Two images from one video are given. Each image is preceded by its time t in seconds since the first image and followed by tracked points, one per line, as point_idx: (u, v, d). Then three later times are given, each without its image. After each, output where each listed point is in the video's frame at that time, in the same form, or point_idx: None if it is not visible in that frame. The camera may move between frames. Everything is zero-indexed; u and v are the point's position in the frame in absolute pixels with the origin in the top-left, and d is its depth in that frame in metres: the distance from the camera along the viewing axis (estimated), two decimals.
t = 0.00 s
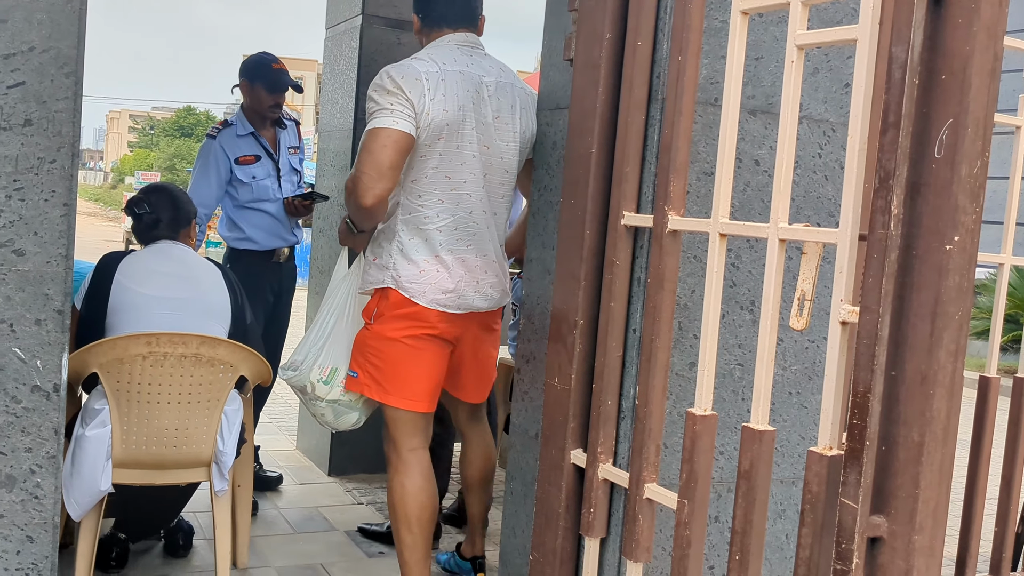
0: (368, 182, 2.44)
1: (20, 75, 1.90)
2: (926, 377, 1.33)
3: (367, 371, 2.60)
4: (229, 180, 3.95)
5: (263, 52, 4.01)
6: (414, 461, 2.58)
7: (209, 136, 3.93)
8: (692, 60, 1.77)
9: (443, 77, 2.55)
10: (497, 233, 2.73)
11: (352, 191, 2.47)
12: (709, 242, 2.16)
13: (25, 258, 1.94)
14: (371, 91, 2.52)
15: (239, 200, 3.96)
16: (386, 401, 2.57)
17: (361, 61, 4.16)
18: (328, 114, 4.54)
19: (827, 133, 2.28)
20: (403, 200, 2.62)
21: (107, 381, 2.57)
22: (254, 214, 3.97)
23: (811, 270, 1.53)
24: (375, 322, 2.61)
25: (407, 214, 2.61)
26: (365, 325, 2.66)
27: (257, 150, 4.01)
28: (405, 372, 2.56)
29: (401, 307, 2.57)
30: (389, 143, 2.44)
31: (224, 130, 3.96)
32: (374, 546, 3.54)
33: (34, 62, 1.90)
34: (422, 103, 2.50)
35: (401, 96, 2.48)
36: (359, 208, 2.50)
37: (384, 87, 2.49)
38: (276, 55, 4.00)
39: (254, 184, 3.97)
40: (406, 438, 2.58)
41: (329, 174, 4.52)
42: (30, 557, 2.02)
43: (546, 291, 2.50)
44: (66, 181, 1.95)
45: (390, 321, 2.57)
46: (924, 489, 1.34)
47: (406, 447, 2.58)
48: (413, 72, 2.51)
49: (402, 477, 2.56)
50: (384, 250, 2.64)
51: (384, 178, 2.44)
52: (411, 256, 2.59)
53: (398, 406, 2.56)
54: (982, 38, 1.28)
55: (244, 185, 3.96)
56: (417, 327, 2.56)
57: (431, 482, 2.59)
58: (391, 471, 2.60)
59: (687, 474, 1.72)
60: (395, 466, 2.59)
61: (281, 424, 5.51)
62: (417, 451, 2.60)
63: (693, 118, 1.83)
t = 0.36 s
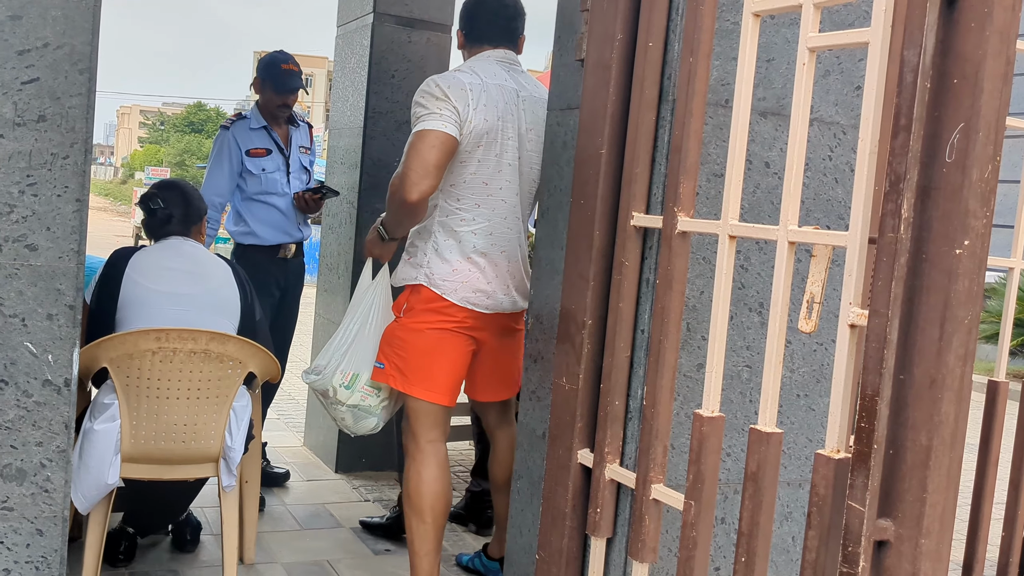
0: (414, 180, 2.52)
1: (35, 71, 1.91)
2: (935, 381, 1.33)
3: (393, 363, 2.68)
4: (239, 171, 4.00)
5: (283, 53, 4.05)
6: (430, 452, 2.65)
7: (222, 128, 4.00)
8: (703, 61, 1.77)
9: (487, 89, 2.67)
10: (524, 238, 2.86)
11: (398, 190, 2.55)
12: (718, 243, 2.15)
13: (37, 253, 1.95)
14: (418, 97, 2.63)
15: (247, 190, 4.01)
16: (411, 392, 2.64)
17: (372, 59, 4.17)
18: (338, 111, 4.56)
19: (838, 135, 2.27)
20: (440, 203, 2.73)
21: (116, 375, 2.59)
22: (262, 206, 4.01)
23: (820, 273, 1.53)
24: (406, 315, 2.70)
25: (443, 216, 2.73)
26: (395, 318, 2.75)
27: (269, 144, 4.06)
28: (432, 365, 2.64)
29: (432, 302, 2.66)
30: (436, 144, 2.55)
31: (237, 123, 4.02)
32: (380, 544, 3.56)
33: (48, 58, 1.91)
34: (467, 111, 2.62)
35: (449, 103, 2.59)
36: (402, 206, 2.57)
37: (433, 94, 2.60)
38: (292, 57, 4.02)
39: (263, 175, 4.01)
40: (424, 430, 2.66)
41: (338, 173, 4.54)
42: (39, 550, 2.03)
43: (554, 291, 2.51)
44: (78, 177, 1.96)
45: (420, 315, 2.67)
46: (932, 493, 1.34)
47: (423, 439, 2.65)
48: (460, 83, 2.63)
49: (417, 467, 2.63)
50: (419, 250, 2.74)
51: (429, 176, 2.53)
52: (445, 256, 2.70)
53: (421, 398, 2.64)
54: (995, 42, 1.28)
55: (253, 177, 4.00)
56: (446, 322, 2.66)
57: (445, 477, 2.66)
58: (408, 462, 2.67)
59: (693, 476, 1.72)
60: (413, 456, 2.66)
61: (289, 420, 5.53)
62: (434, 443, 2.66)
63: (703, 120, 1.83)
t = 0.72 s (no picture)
0: (472, 165, 2.64)
1: (47, 67, 1.92)
2: (942, 385, 1.33)
3: (424, 346, 2.74)
4: (247, 165, 4.06)
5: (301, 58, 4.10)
6: (450, 433, 2.75)
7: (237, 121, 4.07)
8: (713, 63, 1.77)
9: (541, 92, 2.82)
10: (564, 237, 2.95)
11: (453, 175, 2.66)
12: (726, 245, 2.16)
13: (48, 249, 1.96)
14: (477, 95, 2.78)
15: (252, 184, 4.07)
16: (438, 374, 2.72)
17: (382, 58, 4.18)
18: (347, 110, 4.57)
19: (847, 138, 2.27)
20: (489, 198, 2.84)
21: (125, 371, 2.60)
22: (263, 202, 4.07)
23: (829, 275, 1.53)
24: (444, 302, 2.78)
25: (491, 210, 2.84)
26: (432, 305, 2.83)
27: (280, 142, 4.12)
28: (463, 353, 2.72)
29: (472, 292, 2.75)
30: (495, 135, 2.68)
31: (252, 117, 4.08)
32: (385, 542, 3.57)
33: (61, 55, 1.93)
34: (524, 110, 2.76)
35: (508, 99, 2.73)
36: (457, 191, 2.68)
37: (492, 92, 2.75)
38: (304, 63, 4.04)
39: (269, 172, 4.06)
40: (444, 412, 2.75)
41: (346, 173, 4.57)
42: (48, 544, 2.05)
43: (561, 291, 2.51)
44: (89, 174, 1.97)
45: (458, 303, 2.75)
46: (938, 497, 1.34)
47: (444, 420, 2.75)
48: (518, 85, 2.78)
49: (436, 446, 2.74)
50: (466, 243, 2.84)
51: (485, 165, 2.66)
52: (491, 249, 2.79)
53: (446, 381, 2.72)
54: (1006, 46, 1.28)
55: (259, 172, 4.06)
56: (482, 313, 2.74)
57: (461, 458, 2.77)
58: (426, 440, 2.78)
59: (700, 477, 1.72)
60: (431, 435, 2.76)
61: (295, 418, 5.54)
62: (454, 424, 2.76)
63: (712, 121, 1.83)
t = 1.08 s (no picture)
0: (492, 167, 2.68)
1: (57, 64, 1.92)
2: (950, 389, 1.33)
3: (439, 339, 2.75)
4: (252, 163, 4.09)
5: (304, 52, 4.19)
6: (462, 426, 2.77)
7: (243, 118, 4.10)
8: (722, 65, 1.77)
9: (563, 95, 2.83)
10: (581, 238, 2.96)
11: (474, 176, 2.69)
12: (734, 246, 2.15)
13: (57, 246, 1.97)
14: (498, 94, 2.77)
15: (255, 182, 4.10)
16: (453, 369, 2.73)
17: (389, 58, 4.19)
18: (354, 109, 4.57)
19: (856, 140, 2.27)
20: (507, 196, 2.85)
21: (131, 368, 2.61)
22: (266, 200, 4.09)
23: (836, 277, 1.53)
24: (460, 298, 2.79)
25: (509, 209, 2.83)
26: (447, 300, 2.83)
27: (285, 140, 4.16)
28: (477, 348, 2.73)
29: (488, 288, 2.75)
30: (515, 136, 2.69)
31: (258, 115, 4.11)
32: (389, 541, 3.57)
33: (70, 52, 1.93)
34: (544, 112, 2.76)
35: (529, 101, 2.73)
36: (479, 192, 2.72)
37: (514, 92, 2.74)
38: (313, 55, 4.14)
39: (273, 170, 4.10)
40: (457, 405, 2.76)
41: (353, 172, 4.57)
42: (54, 540, 2.05)
43: (568, 291, 2.51)
44: (98, 171, 1.98)
45: (474, 299, 2.75)
46: (945, 500, 1.34)
47: (455, 413, 2.76)
48: (540, 87, 2.78)
49: (447, 438, 2.76)
50: (483, 241, 2.84)
51: (504, 167, 2.68)
52: (508, 247, 2.79)
53: (461, 376, 2.74)
54: (1018, 49, 1.28)
55: (264, 170, 4.10)
56: (497, 309, 2.75)
57: (471, 452, 2.78)
58: (437, 432, 2.80)
59: (705, 479, 1.72)
60: (443, 427, 2.78)
61: (300, 416, 5.55)
62: (465, 418, 2.78)
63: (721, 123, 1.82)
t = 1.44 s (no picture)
0: (510, 158, 2.66)
1: (63, 60, 1.93)
2: (955, 388, 1.32)
3: (451, 334, 2.74)
4: (240, 153, 4.12)
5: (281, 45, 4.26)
6: (474, 421, 2.78)
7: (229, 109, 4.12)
8: (728, 61, 1.76)
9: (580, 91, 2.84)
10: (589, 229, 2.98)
11: (492, 168, 2.68)
12: (739, 244, 2.15)
13: (63, 241, 1.98)
14: (517, 88, 2.77)
15: (244, 172, 4.11)
16: (465, 363, 2.73)
17: (395, 54, 4.19)
18: (359, 105, 4.57)
19: (862, 138, 2.26)
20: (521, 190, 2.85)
21: (136, 362, 2.62)
22: (256, 190, 4.11)
23: (841, 275, 1.52)
24: (473, 293, 2.77)
25: (524, 202, 2.83)
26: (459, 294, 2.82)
27: (271, 130, 4.19)
28: (489, 342, 2.74)
29: (501, 283, 2.75)
30: (532, 129, 2.68)
31: (244, 105, 4.14)
32: (393, 536, 3.58)
33: (77, 47, 1.93)
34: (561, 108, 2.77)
35: (549, 95, 2.73)
36: (496, 183, 2.69)
37: (533, 86, 2.74)
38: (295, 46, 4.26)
39: (261, 161, 4.13)
40: (468, 400, 2.78)
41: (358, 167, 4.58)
42: (59, 535, 2.06)
43: (572, 288, 2.50)
44: (103, 166, 1.98)
45: (486, 293, 2.74)
46: (950, 499, 1.34)
47: (466, 407, 2.78)
48: (561, 82, 2.78)
49: (458, 432, 2.77)
50: (497, 233, 2.83)
51: (522, 158, 2.67)
52: (522, 239, 2.79)
53: (473, 371, 2.74)
54: None
55: (252, 161, 4.12)
56: (510, 304, 2.75)
57: (481, 447, 2.79)
58: (448, 426, 2.82)
59: (709, 476, 1.71)
60: (454, 422, 2.80)
61: (305, 412, 5.55)
62: (476, 413, 2.79)
63: (726, 120, 1.82)
